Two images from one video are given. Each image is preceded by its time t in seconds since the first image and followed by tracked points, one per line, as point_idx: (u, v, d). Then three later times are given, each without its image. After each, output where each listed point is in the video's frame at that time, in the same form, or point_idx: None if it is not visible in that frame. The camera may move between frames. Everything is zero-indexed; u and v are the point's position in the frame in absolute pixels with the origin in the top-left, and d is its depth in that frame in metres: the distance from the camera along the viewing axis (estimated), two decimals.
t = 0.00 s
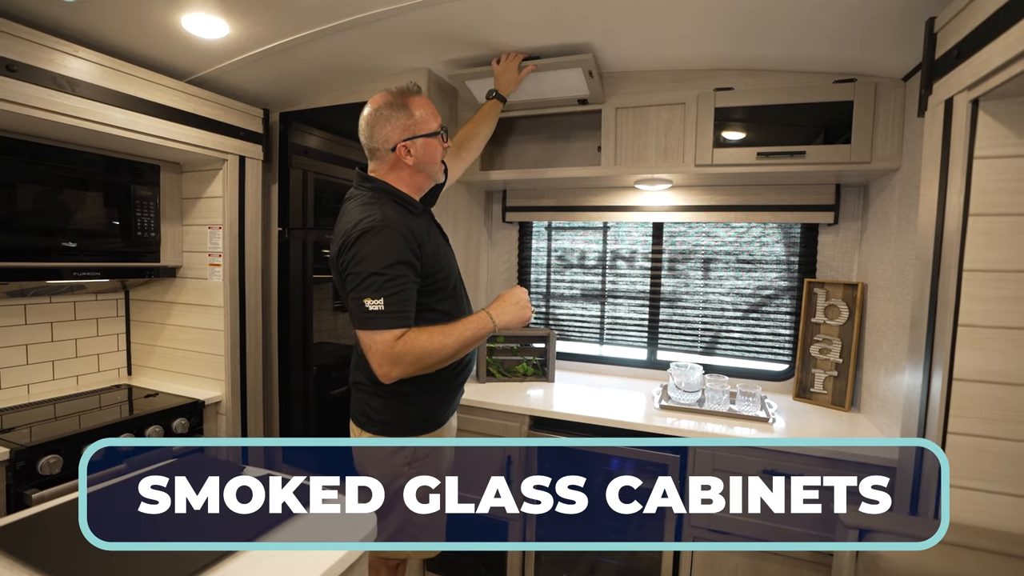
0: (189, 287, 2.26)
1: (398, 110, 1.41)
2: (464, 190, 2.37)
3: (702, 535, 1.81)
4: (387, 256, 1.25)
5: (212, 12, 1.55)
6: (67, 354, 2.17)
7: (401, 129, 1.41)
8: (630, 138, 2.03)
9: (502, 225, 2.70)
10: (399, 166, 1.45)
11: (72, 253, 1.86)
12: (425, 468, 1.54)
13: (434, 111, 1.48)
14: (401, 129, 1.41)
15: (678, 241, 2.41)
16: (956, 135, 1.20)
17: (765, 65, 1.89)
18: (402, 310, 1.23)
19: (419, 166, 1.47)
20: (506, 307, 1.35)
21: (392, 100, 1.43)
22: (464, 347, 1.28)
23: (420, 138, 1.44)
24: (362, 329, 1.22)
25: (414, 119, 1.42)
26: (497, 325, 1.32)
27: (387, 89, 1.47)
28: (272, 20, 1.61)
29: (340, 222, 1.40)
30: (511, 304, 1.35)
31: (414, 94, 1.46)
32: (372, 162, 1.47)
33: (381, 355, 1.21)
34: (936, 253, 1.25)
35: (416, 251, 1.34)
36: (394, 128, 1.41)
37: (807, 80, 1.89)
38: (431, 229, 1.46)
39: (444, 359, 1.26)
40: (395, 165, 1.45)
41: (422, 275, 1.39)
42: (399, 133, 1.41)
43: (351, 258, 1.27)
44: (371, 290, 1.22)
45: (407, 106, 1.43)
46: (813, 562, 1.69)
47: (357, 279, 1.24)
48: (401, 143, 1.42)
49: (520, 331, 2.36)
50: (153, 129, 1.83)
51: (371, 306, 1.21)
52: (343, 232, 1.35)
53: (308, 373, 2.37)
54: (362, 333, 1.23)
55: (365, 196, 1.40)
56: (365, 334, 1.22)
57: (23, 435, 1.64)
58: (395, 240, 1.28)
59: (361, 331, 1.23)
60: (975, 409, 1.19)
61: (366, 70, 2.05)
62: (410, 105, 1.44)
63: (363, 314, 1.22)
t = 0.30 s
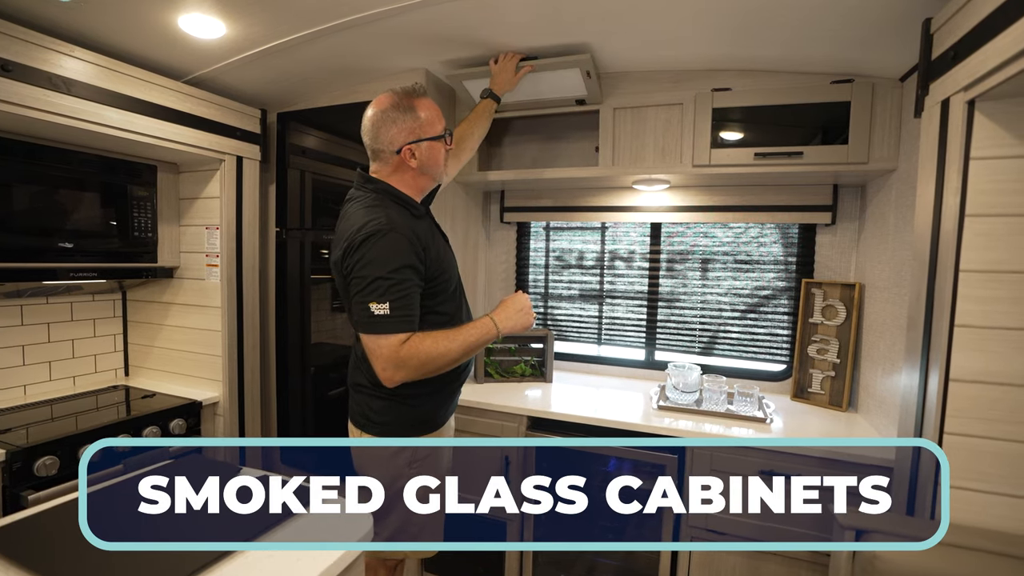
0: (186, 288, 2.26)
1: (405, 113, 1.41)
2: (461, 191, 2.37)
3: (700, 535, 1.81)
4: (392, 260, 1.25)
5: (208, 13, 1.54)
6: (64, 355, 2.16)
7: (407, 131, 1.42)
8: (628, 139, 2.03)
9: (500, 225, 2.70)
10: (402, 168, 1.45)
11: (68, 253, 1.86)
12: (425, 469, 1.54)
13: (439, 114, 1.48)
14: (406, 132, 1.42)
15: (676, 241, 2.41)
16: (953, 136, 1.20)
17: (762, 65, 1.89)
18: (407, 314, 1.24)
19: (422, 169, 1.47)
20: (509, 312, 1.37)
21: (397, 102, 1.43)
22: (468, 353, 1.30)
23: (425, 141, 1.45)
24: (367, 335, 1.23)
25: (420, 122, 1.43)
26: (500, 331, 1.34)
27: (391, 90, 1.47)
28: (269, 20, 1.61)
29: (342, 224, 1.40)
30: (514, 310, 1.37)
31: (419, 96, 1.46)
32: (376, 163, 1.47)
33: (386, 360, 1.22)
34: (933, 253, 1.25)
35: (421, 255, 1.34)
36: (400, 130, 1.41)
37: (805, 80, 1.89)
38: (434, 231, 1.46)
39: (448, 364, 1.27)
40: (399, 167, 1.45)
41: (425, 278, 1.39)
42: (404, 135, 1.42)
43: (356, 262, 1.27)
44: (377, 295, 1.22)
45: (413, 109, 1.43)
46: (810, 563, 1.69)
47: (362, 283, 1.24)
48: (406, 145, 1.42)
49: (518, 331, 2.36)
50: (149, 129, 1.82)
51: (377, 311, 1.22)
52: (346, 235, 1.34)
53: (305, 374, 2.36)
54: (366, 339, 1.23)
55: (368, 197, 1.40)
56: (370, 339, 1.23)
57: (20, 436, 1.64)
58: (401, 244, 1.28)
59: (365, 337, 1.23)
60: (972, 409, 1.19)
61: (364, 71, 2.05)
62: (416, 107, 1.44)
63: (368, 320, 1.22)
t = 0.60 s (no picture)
0: (184, 288, 2.26)
1: (409, 114, 1.41)
2: (459, 191, 2.37)
3: (698, 535, 1.81)
4: (406, 260, 1.26)
5: (206, 13, 1.54)
6: (61, 356, 2.16)
7: (412, 133, 1.42)
8: (627, 139, 2.03)
9: (498, 225, 2.70)
10: (406, 168, 1.46)
11: (66, 255, 1.86)
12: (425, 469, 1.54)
13: (441, 113, 1.48)
14: (410, 132, 1.42)
15: (674, 241, 2.41)
16: (950, 137, 1.20)
17: (760, 66, 1.89)
18: (424, 312, 1.25)
19: (425, 169, 1.48)
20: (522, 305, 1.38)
21: (401, 103, 1.42)
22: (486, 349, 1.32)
23: (429, 141, 1.45)
24: (387, 337, 1.23)
25: (423, 122, 1.43)
26: (514, 327, 1.36)
27: (393, 90, 1.46)
28: (267, 21, 1.61)
29: (348, 223, 1.39)
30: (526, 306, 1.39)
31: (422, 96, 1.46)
32: (379, 163, 1.47)
33: (407, 361, 1.23)
34: (931, 254, 1.25)
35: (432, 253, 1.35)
36: (404, 131, 1.41)
37: (803, 80, 1.89)
38: (439, 230, 1.48)
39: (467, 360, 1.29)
40: (402, 167, 1.45)
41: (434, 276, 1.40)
42: (409, 136, 1.42)
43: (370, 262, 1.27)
44: (398, 296, 1.23)
45: (416, 110, 1.43)
46: (807, 563, 1.69)
47: (380, 283, 1.24)
48: (410, 146, 1.43)
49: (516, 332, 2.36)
50: (147, 130, 1.82)
51: (398, 311, 1.22)
52: (355, 235, 1.34)
53: (304, 375, 2.36)
54: (387, 341, 1.24)
55: (371, 197, 1.39)
56: (390, 341, 1.23)
57: (17, 438, 1.63)
58: (414, 243, 1.29)
59: (387, 338, 1.24)
60: (970, 410, 1.19)
61: (362, 71, 2.05)
62: (419, 108, 1.44)
63: (387, 321, 1.23)
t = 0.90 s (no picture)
0: (184, 289, 2.26)
1: (405, 117, 1.42)
2: (459, 192, 2.37)
3: (698, 535, 1.81)
4: (440, 244, 1.35)
5: (206, 14, 1.54)
6: (61, 357, 2.16)
7: (408, 135, 1.43)
8: (626, 139, 2.03)
9: (498, 225, 2.70)
10: (405, 170, 1.47)
11: (66, 255, 1.86)
12: (435, 466, 1.55)
13: (435, 114, 1.50)
14: (407, 135, 1.44)
15: (674, 241, 2.41)
16: (949, 137, 1.21)
17: (760, 66, 1.89)
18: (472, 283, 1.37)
19: (424, 170, 1.50)
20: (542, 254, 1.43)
21: (396, 107, 1.43)
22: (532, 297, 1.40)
23: (425, 143, 1.47)
24: (449, 314, 1.32)
25: (419, 124, 1.45)
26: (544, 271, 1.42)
27: (386, 94, 1.47)
28: (267, 21, 1.61)
29: (359, 221, 1.43)
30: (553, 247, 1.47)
31: (416, 98, 1.47)
32: (378, 166, 1.48)
33: (474, 329, 1.34)
34: (930, 254, 1.25)
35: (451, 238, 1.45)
36: (401, 134, 1.43)
37: (803, 80, 1.89)
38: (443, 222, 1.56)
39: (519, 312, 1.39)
40: (402, 170, 1.47)
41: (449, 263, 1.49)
42: (406, 139, 1.43)
43: (404, 249, 1.34)
44: (449, 272, 1.33)
45: (411, 112, 1.44)
46: (807, 563, 1.69)
47: (422, 266, 1.32)
48: (408, 148, 1.44)
49: (516, 332, 2.37)
50: (147, 130, 1.82)
51: (453, 284, 1.32)
52: (371, 230, 1.38)
53: (303, 375, 2.36)
54: (450, 322, 1.33)
55: (379, 194, 1.41)
56: (453, 319, 1.33)
57: (17, 438, 1.63)
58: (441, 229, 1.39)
59: (452, 315, 1.32)
60: (969, 410, 1.20)
61: (362, 71, 2.05)
62: (414, 110, 1.45)
63: (437, 297, 1.31)
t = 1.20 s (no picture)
0: (184, 289, 2.26)
1: (399, 128, 1.48)
2: (458, 192, 2.37)
3: (698, 535, 1.81)
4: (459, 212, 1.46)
5: (206, 13, 1.54)
6: (61, 357, 2.16)
7: (402, 146, 1.49)
8: (626, 139, 2.04)
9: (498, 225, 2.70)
10: (400, 178, 1.53)
11: (66, 255, 1.85)
12: (449, 459, 1.61)
13: (431, 124, 1.54)
14: (401, 146, 1.49)
15: (673, 241, 2.41)
16: (949, 137, 1.21)
17: (760, 66, 1.89)
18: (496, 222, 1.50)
19: (418, 178, 1.55)
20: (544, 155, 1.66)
21: (391, 118, 1.49)
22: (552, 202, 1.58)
23: (419, 152, 1.51)
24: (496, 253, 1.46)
25: (413, 135, 1.50)
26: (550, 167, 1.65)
27: (383, 105, 1.53)
28: (267, 21, 1.61)
29: (372, 221, 1.48)
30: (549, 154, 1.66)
31: (411, 108, 1.51)
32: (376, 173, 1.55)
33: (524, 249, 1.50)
34: (931, 253, 1.25)
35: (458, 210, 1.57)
36: (396, 144, 1.49)
37: (802, 80, 1.89)
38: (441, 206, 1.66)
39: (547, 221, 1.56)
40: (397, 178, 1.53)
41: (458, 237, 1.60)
42: (400, 150, 1.49)
43: (426, 233, 1.42)
44: (478, 226, 1.44)
45: (405, 123, 1.50)
46: (807, 562, 1.69)
47: (447, 241, 1.42)
48: (401, 158, 1.50)
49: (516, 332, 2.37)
50: (147, 130, 1.82)
51: (485, 234, 1.45)
52: (388, 226, 1.45)
53: (303, 375, 2.36)
54: (502, 255, 1.48)
55: (393, 196, 1.49)
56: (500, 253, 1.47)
57: (17, 438, 1.63)
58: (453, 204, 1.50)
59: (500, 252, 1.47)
60: (966, 409, 1.20)
61: (362, 72, 2.05)
62: (408, 121, 1.50)
63: (468, 258, 1.44)
